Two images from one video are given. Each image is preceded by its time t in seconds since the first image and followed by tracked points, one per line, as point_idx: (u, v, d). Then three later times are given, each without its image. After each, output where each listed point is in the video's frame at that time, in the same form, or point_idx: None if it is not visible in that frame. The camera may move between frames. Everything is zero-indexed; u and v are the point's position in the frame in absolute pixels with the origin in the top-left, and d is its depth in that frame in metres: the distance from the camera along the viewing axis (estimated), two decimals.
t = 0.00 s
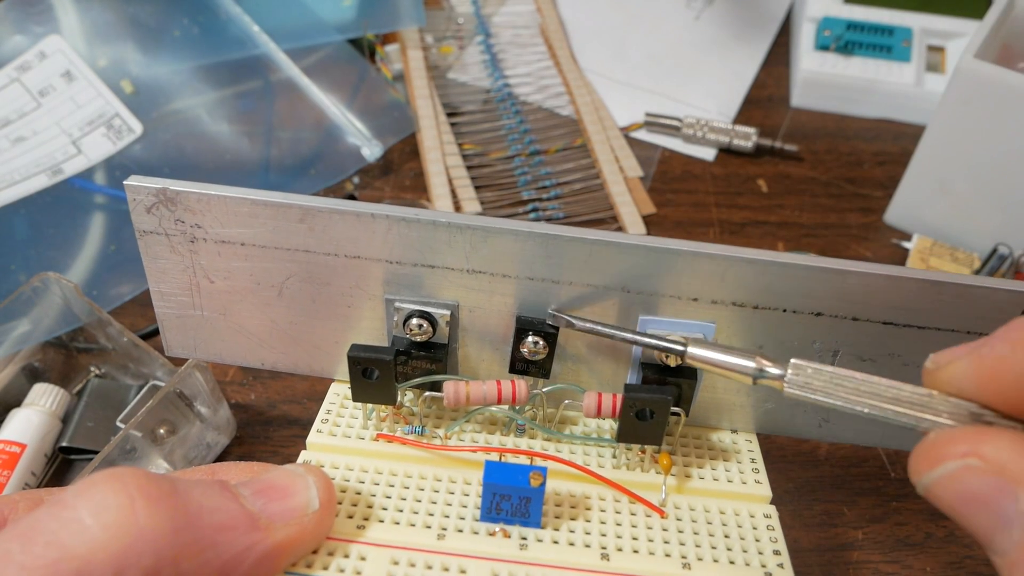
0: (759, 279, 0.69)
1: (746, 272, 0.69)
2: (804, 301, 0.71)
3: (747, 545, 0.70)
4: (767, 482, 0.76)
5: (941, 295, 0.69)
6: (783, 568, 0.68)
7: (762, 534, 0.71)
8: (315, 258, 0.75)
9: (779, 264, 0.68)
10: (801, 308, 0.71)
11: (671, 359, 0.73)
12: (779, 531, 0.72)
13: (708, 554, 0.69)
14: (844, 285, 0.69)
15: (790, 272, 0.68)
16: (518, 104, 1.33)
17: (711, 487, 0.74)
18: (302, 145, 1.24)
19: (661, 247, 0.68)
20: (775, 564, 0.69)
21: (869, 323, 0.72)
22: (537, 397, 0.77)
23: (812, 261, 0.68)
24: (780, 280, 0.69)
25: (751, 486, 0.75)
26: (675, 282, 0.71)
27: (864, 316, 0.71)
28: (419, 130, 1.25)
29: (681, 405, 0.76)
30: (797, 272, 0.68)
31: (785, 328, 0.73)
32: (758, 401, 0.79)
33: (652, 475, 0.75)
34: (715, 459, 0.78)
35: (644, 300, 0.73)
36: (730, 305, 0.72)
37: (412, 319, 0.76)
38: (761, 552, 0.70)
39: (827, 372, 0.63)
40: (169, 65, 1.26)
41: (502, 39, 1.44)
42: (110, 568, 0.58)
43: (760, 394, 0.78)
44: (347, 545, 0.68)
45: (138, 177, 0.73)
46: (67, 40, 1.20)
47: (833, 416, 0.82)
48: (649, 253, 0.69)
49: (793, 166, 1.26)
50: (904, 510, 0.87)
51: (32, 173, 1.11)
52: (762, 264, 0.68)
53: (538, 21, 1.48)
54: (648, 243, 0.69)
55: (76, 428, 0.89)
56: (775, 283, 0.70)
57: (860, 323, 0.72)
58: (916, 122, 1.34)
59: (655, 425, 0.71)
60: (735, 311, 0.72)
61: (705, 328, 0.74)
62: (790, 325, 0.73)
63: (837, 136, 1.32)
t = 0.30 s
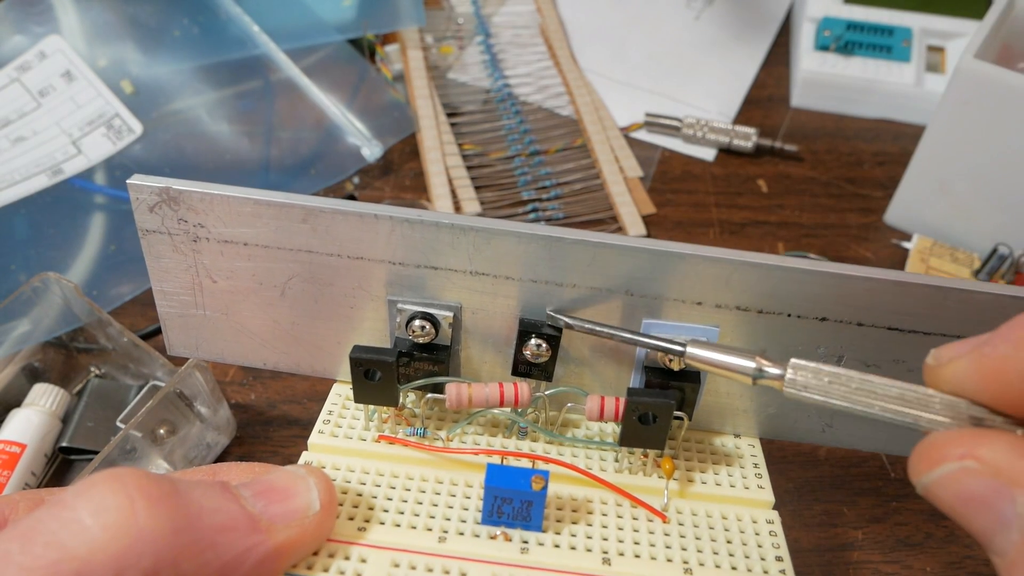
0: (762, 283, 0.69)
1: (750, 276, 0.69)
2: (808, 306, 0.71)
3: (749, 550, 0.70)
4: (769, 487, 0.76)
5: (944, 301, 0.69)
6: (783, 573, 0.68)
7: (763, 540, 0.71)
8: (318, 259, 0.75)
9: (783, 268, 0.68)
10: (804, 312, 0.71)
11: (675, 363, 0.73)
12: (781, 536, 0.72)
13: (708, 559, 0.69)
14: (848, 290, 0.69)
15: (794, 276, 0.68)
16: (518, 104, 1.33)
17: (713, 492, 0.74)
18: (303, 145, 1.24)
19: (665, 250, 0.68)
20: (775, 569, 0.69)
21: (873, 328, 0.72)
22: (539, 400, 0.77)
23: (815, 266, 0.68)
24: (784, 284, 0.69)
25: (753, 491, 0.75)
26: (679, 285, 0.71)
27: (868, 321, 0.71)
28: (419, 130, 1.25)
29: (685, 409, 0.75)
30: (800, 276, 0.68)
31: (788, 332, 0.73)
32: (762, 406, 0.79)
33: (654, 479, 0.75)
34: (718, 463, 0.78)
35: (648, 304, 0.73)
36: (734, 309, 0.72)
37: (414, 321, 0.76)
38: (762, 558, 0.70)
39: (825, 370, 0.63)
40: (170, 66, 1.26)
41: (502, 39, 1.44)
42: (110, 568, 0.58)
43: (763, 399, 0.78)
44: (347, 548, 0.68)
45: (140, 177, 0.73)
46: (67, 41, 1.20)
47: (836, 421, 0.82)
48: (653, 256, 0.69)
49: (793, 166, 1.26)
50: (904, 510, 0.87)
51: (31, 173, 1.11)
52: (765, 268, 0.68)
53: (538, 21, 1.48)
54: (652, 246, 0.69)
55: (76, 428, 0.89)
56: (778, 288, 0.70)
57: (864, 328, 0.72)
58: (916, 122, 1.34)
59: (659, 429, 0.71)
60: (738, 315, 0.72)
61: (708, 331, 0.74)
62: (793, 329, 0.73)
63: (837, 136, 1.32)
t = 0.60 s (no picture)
0: (765, 286, 0.69)
1: (752, 278, 0.69)
2: (811, 308, 0.71)
3: (750, 552, 0.70)
4: (770, 489, 0.76)
5: (946, 304, 0.69)
6: None
7: (765, 543, 0.71)
8: (319, 259, 0.75)
9: (785, 271, 0.68)
10: (807, 315, 0.71)
11: (677, 364, 0.73)
12: (782, 538, 0.72)
13: (710, 561, 0.69)
14: (850, 292, 0.69)
15: (795, 279, 0.68)
16: (518, 104, 1.33)
17: (714, 494, 0.74)
18: (302, 145, 1.24)
19: (667, 252, 0.68)
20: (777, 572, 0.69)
21: (876, 331, 0.72)
22: (541, 401, 0.77)
23: (818, 268, 0.68)
24: (787, 287, 0.69)
25: (755, 493, 0.75)
26: (682, 287, 0.71)
27: (871, 324, 0.71)
28: (419, 130, 1.25)
29: (687, 410, 0.75)
30: (801, 279, 0.68)
31: (790, 334, 0.73)
32: (764, 407, 0.79)
33: (655, 481, 0.75)
34: (720, 465, 0.78)
35: (651, 306, 0.73)
36: (737, 312, 0.72)
37: (415, 321, 0.76)
38: (762, 560, 0.70)
39: (824, 369, 0.63)
40: (170, 65, 1.26)
41: (502, 39, 1.44)
42: (110, 568, 0.58)
43: (766, 400, 0.78)
44: (347, 549, 0.68)
45: (141, 177, 0.73)
46: (66, 40, 1.20)
47: (839, 423, 0.82)
48: (655, 258, 0.69)
49: (793, 166, 1.26)
50: (904, 510, 0.87)
51: (31, 173, 1.11)
52: (768, 271, 0.68)
53: (538, 21, 1.48)
54: (655, 248, 0.69)
55: (76, 428, 0.89)
56: (780, 290, 0.70)
57: (867, 331, 0.72)
58: (916, 122, 1.34)
59: (659, 431, 0.71)
60: (741, 317, 0.72)
61: (711, 333, 0.74)
62: (795, 331, 0.73)
63: (837, 136, 1.32)
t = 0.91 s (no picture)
0: (765, 287, 0.69)
1: (753, 280, 0.69)
2: (810, 310, 0.71)
3: (749, 553, 0.70)
4: (769, 491, 0.76)
5: (947, 306, 0.69)
6: None
7: (764, 544, 0.71)
8: (320, 260, 0.75)
9: (787, 271, 0.68)
10: (806, 317, 0.71)
11: (676, 366, 0.73)
12: (781, 540, 0.72)
13: (709, 563, 0.69)
14: (851, 294, 0.69)
15: (797, 280, 0.68)
16: (518, 104, 1.33)
17: (713, 496, 0.74)
18: (302, 145, 1.24)
19: (667, 253, 0.68)
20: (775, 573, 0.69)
21: (875, 333, 0.72)
22: (541, 402, 0.77)
23: (820, 270, 0.68)
24: (787, 288, 0.69)
25: (753, 495, 0.75)
26: (681, 289, 0.71)
27: (871, 326, 0.71)
28: (419, 130, 1.25)
29: (686, 412, 0.76)
30: (804, 280, 0.68)
31: (790, 336, 0.73)
32: (763, 409, 0.79)
33: (655, 482, 0.75)
34: (719, 467, 0.78)
35: (650, 307, 0.73)
36: (736, 313, 0.72)
37: (416, 322, 0.76)
38: (762, 562, 0.70)
39: (845, 370, 0.62)
40: (170, 66, 1.26)
41: (502, 39, 1.44)
42: (110, 568, 0.58)
43: (766, 402, 0.78)
44: (347, 549, 0.68)
45: (142, 176, 0.73)
46: (67, 40, 1.20)
47: (837, 425, 0.81)
48: (656, 260, 0.69)
49: (793, 166, 1.26)
50: (904, 510, 0.87)
51: (31, 173, 1.10)
52: (769, 273, 0.68)
53: (538, 21, 1.48)
54: (655, 249, 0.69)
55: (76, 428, 0.89)
56: (782, 291, 0.69)
57: (866, 333, 0.72)
58: (916, 122, 1.34)
59: (659, 432, 0.71)
60: (741, 319, 0.72)
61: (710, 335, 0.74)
62: (794, 333, 0.73)
63: (837, 136, 1.32)
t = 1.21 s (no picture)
0: (766, 289, 0.69)
1: (753, 281, 0.69)
2: (810, 311, 0.71)
3: (750, 554, 0.70)
4: (769, 492, 0.76)
5: (947, 308, 0.69)
6: None
7: (764, 545, 0.71)
8: (321, 261, 0.75)
9: (787, 273, 0.68)
10: (806, 318, 0.71)
11: (677, 368, 0.72)
12: (781, 540, 0.72)
13: (709, 563, 0.69)
14: (851, 296, 0.69)
15: (798, 281, 0.68)
16: (518, 104, 1.33)
17: (713, 497, 0.74)
18: (302, 145, 1.24)
19: (667, 255, 0.68)
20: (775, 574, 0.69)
21: (875, 335, 0.72)
22: (541, 403, 0.78)
23: (820, 272, 0.68)
24: (787, 289, 0.69)
25: (754, 496, 0.75)
26: (681, 290, 0.71)
27: (870, 328, 0.71)
28: (419, 130, 1.25)
29: (686, 414, 0.76)
30: (804, 281, 0.68)
31: (790, 337, 0.73)
32: (762, 411, 0.78)
33: (655, 483, 0.75)
34: (719, 468, 0.78)
35: (651, 309, 0.73)
36: (736, 315, 0.72)
37: (416, 323, 0.76)
38: (762, 563, 0.70)
39: (839, 380, 0.63)
40: (170, 66, 1.25)
41: (502, 39, 1.44)
42: (110, 568, 0.58)
43: (766, 403, 0.77)
44: (347, 549, 0.68)
45: (143, 177, 0.73)
46: (67, 40, 1.20)
47: (837, 428, 0.81)
48: (656, 261, 0.69)
49: (793, 166, 1.26)
50: (904, 510, 0.87)
51: (31, 173, 1.10)
52: (769, 274, 0.68)
53: (538, 21, 1.48)
54: (655, 251, 0.68)
55: (76, 428, 0.89)
56: (782, 293, 0.69)
57: (866, 335, 0.72)
58: (915, 122, 1.34)
59: (659, 433, 0.71)
60: (742, 320, 0.72)
61: (710, 337, 0.74)
62: (794, 335, 0.73)
63: (837, 136, 1.32)
